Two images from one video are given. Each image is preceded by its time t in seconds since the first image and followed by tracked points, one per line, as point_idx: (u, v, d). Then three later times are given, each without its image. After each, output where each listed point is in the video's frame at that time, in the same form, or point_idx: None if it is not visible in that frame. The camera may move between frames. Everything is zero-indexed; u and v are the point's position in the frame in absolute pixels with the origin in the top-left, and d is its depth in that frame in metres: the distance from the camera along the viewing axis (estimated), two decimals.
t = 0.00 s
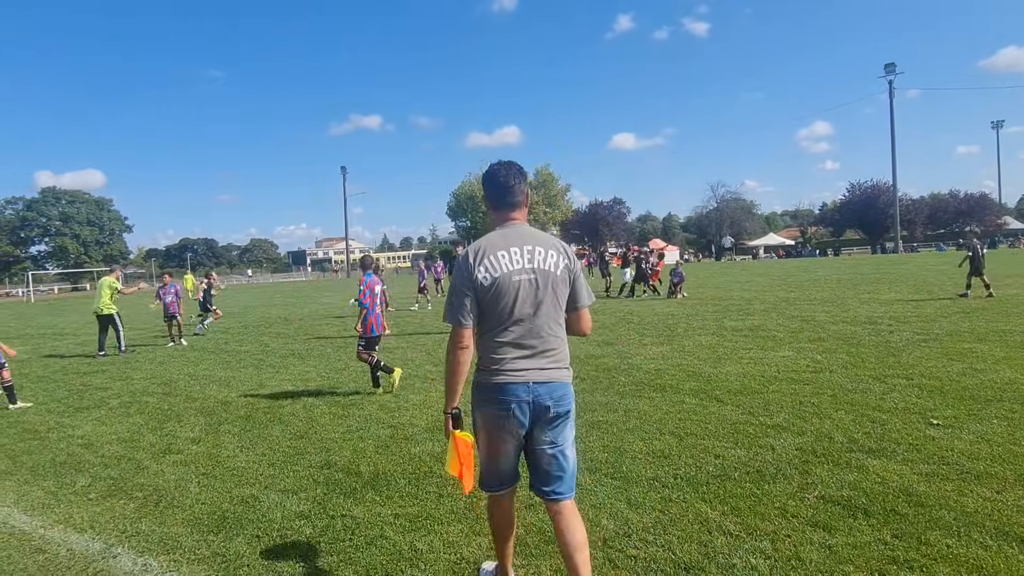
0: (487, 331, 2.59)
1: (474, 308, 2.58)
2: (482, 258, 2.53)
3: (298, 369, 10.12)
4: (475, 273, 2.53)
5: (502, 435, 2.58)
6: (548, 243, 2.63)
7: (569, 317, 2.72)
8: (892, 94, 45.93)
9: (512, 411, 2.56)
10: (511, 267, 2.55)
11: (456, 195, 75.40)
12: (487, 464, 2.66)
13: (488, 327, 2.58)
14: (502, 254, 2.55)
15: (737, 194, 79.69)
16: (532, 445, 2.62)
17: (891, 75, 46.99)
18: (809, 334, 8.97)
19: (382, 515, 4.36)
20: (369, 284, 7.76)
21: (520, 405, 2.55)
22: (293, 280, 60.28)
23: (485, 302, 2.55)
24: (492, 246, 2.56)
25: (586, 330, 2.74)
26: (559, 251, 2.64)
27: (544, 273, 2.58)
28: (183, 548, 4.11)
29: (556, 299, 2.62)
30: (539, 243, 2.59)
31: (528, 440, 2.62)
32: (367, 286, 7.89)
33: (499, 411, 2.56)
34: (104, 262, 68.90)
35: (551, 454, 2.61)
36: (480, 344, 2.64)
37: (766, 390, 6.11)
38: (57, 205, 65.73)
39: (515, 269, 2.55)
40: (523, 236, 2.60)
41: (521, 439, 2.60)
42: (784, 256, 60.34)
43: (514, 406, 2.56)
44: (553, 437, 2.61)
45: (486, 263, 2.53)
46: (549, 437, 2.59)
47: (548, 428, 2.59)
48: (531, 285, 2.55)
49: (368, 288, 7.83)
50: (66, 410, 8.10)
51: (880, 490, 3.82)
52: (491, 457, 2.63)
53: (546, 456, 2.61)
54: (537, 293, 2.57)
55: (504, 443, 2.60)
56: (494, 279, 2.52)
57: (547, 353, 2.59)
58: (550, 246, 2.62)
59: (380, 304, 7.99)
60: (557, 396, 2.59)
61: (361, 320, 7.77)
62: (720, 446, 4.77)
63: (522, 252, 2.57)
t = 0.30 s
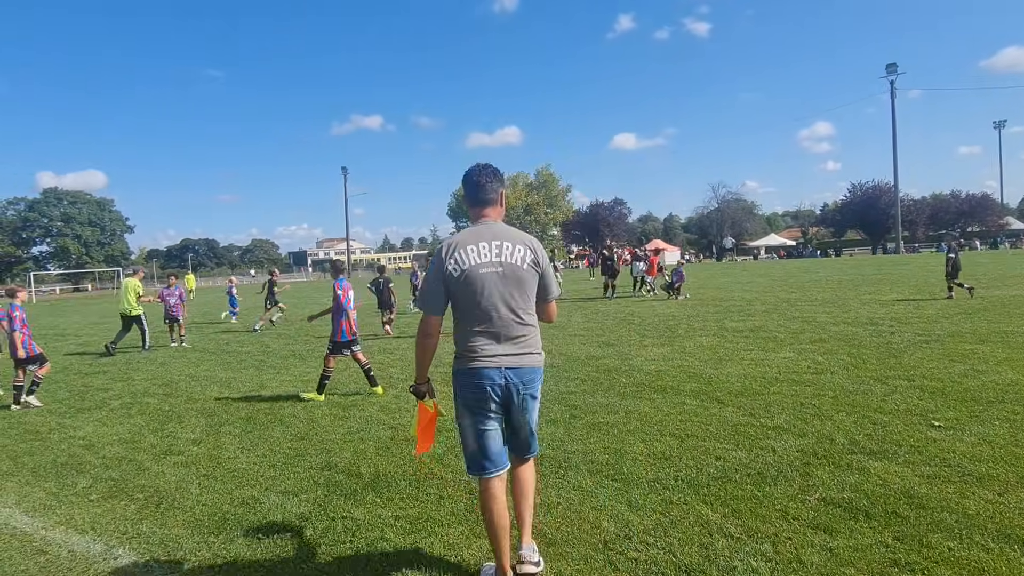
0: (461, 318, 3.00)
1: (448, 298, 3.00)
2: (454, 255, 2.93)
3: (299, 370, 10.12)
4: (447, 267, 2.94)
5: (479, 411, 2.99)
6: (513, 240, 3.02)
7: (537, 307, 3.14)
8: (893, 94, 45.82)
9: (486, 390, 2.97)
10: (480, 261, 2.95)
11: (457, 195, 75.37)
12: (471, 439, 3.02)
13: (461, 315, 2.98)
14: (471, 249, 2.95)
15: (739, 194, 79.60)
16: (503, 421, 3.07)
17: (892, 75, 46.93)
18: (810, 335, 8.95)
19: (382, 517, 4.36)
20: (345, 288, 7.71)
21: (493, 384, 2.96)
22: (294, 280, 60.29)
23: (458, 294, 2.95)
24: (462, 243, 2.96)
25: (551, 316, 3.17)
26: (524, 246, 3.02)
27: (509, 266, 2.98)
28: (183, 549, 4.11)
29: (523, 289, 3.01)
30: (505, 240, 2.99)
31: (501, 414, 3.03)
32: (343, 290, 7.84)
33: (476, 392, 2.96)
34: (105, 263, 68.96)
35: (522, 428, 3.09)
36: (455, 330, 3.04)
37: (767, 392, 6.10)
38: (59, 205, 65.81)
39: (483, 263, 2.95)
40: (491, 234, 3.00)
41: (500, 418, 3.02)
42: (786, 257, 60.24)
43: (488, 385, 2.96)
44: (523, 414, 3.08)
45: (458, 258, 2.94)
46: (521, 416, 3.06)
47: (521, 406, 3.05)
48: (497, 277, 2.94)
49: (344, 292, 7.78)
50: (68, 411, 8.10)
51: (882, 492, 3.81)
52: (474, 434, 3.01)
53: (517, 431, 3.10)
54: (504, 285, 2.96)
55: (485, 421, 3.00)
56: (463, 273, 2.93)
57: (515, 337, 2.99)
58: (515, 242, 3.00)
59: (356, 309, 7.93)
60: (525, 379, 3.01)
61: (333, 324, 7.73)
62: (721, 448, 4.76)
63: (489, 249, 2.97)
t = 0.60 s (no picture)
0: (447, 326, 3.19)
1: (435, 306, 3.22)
2: (441, 267, 3.15)
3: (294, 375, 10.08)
4: (434, 278, 3.16)
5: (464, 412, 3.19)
6: (498, 256, 3.22)
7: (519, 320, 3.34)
8: (890, 101, 46.01)
9: (471, 392, 3.17)
10: (466, 275, 3.16)
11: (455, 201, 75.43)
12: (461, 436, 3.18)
13: (447, 323, 3.18)
14: (458, 263, 3.16)
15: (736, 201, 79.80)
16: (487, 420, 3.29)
17: (889, 84, 47.16)
18: (807, 343, 8.94)
19: (377, 525, 4.31)
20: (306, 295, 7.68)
21: (477, 387, 3.16)
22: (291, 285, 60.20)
23: (444, 303, 3.16)
24: (450, 257, 3.18)
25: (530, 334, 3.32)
26: (508, 262, 3.23)
27: (493, 280, 3.19)
28: (175, 557, 4.05)
29: (504, 301, 3.22)
30: (489, 256, 3.19)
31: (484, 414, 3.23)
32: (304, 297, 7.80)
33: (461, 392, 3.18)
34: (102, 266, 68.83)
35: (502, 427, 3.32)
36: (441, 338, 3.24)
37: (764, 399, 6.08)
38: (56, 209, 65.72)
39: (468, 276, 3.16)
40: (476, 249, 3.21)
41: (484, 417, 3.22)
42: (783, 264, 60.33)
43: (472, 388, 3.16)
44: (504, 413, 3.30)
45: (445, 270, 3.16)
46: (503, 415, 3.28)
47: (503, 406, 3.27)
48: (481, 289, 3.15)
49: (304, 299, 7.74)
50: (62, 416, 8.04)
51: (879, 502, 3.78)
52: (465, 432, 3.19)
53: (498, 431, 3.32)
54: (487, 297, 3.17)
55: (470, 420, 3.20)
56: (449, 284, 3.14)
57: (496, 345, 3.21)
58: (499, 259, 3.21)
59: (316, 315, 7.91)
60: (506, 383, 3.22)
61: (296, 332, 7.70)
62: (718, 456, 4.73)
63: (475, 263, 3.18)
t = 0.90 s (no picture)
0: (434, 322, 3.53)
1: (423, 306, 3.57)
2: (430, 269, 3.51)
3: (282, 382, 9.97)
4: (424, 279, 3.51)
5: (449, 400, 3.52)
6: (479, 259, 3.61)
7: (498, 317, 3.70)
8: (879, 114, 46.55)
9: (455, 382, 3.49)
10: (452, 275, 3.52)
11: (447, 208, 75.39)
12: (433, 423, 3.57)
13: (435, 319, 3.53)
14: (445, 265, 3.53)
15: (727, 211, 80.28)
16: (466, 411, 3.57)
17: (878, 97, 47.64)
18: (797, 353, 8.94)
19: (362, 535, 4.24)
20: (258, 305, 7.67)
21: (460, 377, 3.49)
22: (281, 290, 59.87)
23: (433, 301, 3.51)
24: (437, 259, 3.54)
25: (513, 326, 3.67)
26: (488, 264, 3.62)
27: (476, 280, 3.57)
28: (156, 567, 3.98)
29: (486, 300, 3.59)
30: (472, 258, 3.58)
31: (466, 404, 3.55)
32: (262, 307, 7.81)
33: (443, 383, 3.49)
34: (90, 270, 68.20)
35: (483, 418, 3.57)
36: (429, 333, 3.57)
37: (753, 410, 6.07)
38: (44, 211, 65.10)
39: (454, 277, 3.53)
40: (460, 252, 3.59)
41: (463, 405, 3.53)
42: (773, 274, 60.63)
43: (457, 378, 3.49)
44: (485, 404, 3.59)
45: (433, 272, 3.52)
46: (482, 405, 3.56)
47: (483, 397, 3.57)
48: (466, 288, 3.51)
49: (259, 309, 7.73)
50: (45, 421, 7.92)
51: (868, 514, 3.76)
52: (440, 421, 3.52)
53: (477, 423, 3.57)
54: (471, 295, 3.54)
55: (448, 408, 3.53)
56: (438, 284, 3.50)
57: (478, 339, 3.55)
58: (481, 261, 3.60)
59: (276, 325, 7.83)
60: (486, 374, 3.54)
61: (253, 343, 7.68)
62: (707, 467, 4.71)
63: (460, 265, 3.55)
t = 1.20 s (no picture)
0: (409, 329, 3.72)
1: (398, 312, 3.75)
2: (403, 279, 3.68)
3: (269, 383, 9.89)
4: (398, 289, 3.68)
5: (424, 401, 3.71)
6: (449, 267, 3.79)
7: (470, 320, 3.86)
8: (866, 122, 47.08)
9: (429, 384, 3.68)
10: (424, 285, 3.69)
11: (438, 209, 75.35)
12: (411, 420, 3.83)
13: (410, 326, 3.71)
14: (417, 274, 3.70)
15: (716, 216, 80.78)
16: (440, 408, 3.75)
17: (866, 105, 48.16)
18: (784, 358, 9.00)
19: (347, 538, 4.20)
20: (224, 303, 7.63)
21: (434, 379, 3.67)
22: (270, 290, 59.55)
23: (406, 309, 3.68)
24: (410, 270, 3.71)
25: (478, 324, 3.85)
26: (459, 272, 3.78)
27: (447, 288, 3.74)
28: (137, 569, 3.92)
29: (456, 305, 3.76)
30: (442, 267, 3.75)
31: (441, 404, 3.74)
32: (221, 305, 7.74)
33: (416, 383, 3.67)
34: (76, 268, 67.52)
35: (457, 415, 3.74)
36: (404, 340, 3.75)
37: (740, 415, 6.08)
38: (30, 208, 64.38)
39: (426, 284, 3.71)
40: (431, 262, 3.77)
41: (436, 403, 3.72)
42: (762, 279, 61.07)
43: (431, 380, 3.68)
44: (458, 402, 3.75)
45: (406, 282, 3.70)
46: (455, 403, 3.72)
47: (457, 397, 3.74)
48: (437, 296, 3.68)
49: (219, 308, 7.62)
50: (27, 420, 7.81)
51: (852, 520, 3.78)
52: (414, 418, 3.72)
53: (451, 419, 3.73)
54: (442, 302, 3.71)
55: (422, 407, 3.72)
56: (411, 293, 3.67)
57: (451, 342, 3.72)
58: (451, 268, 3.77)
59: (235, 323, 7.89)
60: (458, 374, 3.70)
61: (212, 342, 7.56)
62: (694, 471, 4.71)
63: (431, 274, 3.73)
